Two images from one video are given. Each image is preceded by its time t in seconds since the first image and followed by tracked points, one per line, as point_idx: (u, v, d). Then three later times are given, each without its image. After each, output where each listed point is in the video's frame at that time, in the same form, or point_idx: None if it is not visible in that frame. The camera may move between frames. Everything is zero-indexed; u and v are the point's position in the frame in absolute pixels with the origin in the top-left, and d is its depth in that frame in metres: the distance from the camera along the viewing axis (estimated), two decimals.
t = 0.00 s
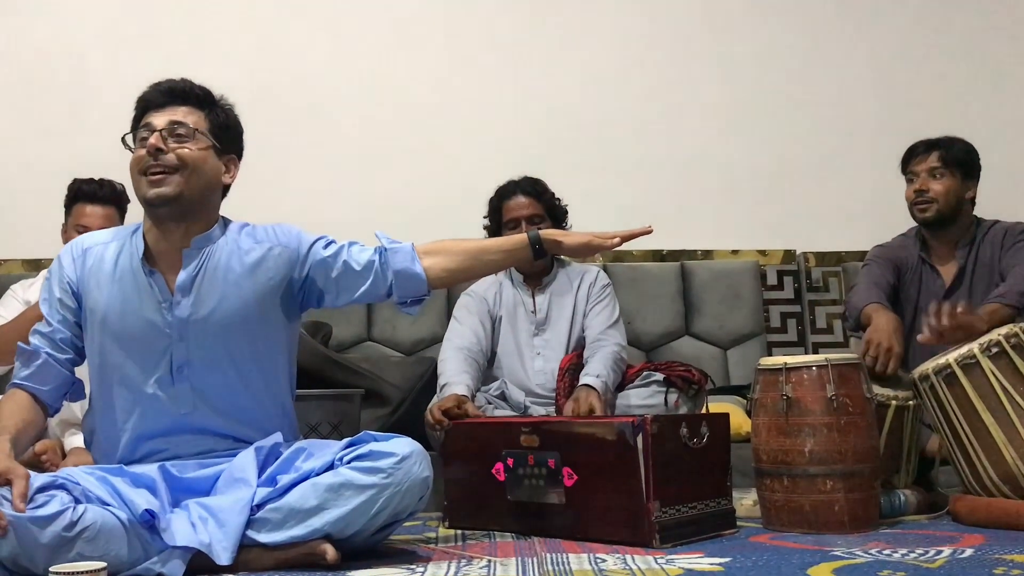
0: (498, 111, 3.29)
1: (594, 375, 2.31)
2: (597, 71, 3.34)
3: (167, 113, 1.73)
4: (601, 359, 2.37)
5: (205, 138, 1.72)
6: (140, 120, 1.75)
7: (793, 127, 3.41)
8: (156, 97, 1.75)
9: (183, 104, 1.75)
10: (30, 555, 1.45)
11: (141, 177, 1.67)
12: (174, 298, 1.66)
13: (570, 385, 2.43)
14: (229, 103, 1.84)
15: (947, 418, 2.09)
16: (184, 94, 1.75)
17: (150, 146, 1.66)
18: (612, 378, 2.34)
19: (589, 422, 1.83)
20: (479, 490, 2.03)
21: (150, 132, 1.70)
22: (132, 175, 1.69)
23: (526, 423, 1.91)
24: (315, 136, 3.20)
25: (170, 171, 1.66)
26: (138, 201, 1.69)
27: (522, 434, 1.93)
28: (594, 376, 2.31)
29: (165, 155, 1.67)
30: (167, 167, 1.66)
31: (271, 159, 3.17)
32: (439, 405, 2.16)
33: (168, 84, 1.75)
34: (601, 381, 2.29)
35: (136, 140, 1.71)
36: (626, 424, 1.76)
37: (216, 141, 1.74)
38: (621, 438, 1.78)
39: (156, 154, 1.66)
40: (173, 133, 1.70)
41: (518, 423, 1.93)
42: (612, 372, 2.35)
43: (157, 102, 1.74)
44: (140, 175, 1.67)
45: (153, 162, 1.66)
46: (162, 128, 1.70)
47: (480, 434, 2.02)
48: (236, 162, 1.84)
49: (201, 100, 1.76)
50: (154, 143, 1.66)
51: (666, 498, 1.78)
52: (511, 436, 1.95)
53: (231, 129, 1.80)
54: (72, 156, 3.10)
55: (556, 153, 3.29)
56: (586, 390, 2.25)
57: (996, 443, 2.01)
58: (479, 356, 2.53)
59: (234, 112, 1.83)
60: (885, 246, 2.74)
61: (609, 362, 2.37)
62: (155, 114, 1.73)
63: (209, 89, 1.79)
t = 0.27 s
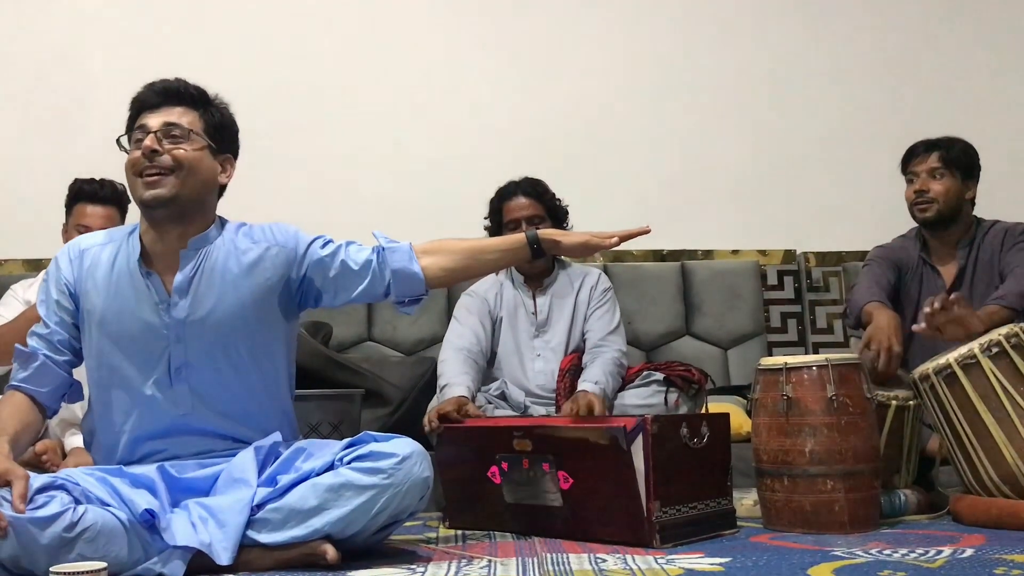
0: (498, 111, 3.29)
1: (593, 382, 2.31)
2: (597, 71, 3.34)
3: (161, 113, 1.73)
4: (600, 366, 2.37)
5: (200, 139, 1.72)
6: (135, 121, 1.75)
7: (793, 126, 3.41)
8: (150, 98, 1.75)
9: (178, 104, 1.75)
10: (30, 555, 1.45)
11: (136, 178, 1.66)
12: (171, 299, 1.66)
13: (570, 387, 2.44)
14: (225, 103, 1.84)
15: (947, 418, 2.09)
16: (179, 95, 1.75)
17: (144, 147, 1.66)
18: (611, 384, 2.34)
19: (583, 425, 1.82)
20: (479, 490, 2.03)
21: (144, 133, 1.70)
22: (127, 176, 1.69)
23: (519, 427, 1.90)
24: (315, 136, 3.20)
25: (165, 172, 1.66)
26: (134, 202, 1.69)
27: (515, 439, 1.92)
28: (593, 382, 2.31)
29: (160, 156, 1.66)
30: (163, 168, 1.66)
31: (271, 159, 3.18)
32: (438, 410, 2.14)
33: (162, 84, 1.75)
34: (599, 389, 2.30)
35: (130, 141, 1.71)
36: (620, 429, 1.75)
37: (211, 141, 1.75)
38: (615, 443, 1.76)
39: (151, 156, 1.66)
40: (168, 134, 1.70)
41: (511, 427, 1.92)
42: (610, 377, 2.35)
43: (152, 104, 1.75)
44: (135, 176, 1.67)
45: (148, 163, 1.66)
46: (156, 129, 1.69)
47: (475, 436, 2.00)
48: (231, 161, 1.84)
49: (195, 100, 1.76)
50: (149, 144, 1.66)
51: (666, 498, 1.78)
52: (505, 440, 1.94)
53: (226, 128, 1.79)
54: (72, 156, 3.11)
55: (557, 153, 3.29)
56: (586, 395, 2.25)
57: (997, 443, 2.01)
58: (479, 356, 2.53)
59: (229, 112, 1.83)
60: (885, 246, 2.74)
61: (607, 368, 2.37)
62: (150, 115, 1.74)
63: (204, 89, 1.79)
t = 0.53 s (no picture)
0: (498, 111, 3.29)
1: (592, 379, 2.32)
2: (596, 71, 3.34)
3: (157, 113, 1.73)
4: (600, 363, 2.38)
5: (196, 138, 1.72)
6: (131, 121, 1.75)
7: (793, 126, 3.41)
8: (147, 97, 1.75)
9: (174, 104, 1.75)
10: (30, 555, 1.45)
11: (133, 178, 1.66)
12: (169, 299, 1.66)
13: (570, 385, 2.44)
14: (221, 101, 1.84)
15: (947, 417, 2.09)
16: (175, 94, 1.75)
17: (141, 147, 1.66)
18: (610, 381, 2.34)
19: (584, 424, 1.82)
20: (479, 490, 2.03)
21: (141, 133, 1.70)
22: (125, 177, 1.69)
23: (518, 427, 1.90)
24: (315, 136, 3.20)
25: (162, 172, 1.66)
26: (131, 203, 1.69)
27: (514, 438, 1.92)
28: (593, 379, 2.32)
29: (157, 156, 1.67)
30: (160, 168, 1.66)
31: (270, 159, 3.17)
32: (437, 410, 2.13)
33: (158, 83, 1.75)
34: (599, 385, 2.30)
35: (127, 141, 1.71)
36: (619, 428, 1.76)
37: (208, 140, 1.75)
38: (614, 442, 1.77)
39: (148, 156, 1.66)
40: (164, 133, 1.69)
41: (510, 426, 1.92)
42: (610, 374, 2.35)
43: (148, 103, 1.75)
44: (132, 176, 1.67)
45: (145, 163, 1.66)
46: (152, 129, 1.69)
47: (475, 437, 2.00)
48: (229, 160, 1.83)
49: (191, 99, 1.76)
50: (145, 144, 1.66)
51: (666, 498, 1.78)
52: (505, 440, 1.94)
53: (222, 126, 1.79)
54: (72, 156, 3.11)
55: (557, 153, 3.29)
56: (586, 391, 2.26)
57: (997, 442, 2.01)
58: (479, 356, 2.53)
59: (225, 110, 1.82)
60: (884, 247, 2.74)
61: (608, 365, 2.37)
62: (146, 115, 1.73)
63: (199, 87, 1.79)
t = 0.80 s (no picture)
0: (498, 110, 3.29)
1: (590, 381, 2.31)
2: (596, 71, 3.34)
3: (155, 113, 1.72)
4: (598, 364, 2.37)
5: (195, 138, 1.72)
6: (128, 121, 1.74)
7: (793, 126, 3.41)
8: (144, 97, 1.74)
9: (172, 104, 1.74)
10: (29, 554, 1.45)
11: (131, 179, 1.66)
12: (168, 297, 1.66)
13: (569, 386, 2.44)
14: (218, 100, 1.83)
15: (946, 417, 2.09)
16: (172, 94, 1.74)
17: (139, 148, 1.65)
18: (609, 382, 2.34)
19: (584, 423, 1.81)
20: (478, 489, 2.03)
21: (139, 133, 1.69)
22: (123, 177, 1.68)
23: (519, 425, 1.90)
24: (314, 135, 3.20)
25: (160, 173, 1.65)
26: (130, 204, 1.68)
27: (515, 436, 1.91)
28: (591, 382, 2.31)
29: (155, 157, 1.66)
30: (157, 168, 1.65)
31: (270, 158, 3.17)
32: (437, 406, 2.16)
33: (156, 83, 1.75)
34: (597, 388, 2.29)
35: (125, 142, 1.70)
36: (619, 427, 1.75)
37: (206, 140, 1.74)
38: (615, 441, 1.77)
39: (146, 157, 1.65)
40: (162, 134, 1.69)
41: (510, 425, 1.91)
42: (609, 377, 2.35)
43: (145, 104, 1.74)
44: (130, 177, 1.66)
45: (143, 164, 1.65)
46: (150, 130, 1.69)
47: (475, 436, 1.99)
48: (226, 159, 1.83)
49: (189, 99, 1.76)
50: (144, 145, 1.66)
51: (665, 497, 1.78)
52: (505, 438, 1.93)
53: (220, 125, 1.78)
54: (72, 155, 3.10)
55: (556, 153, 3.29)
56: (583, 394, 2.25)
57: (996, 441, 2.01)
58: (479, 355, 2.53)
59: (222, 109, 1.82)
60: (882, 246, 2.73)
61: (606, 368, 2.36)
62: (143, 115, 1.72)
63: (196, 86, 1.78)
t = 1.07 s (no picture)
0: (497, 110, 3.28)
1: (592, 382, 2.31)
2: (596, 70, 3.34)
3: (142, 116, 1.67)
4: (600, 366, 2.38)
5: (185, 142, 1.68)
6: (115, 125, 1.69)
7: (792, 125, 3.41)
8: (129, 99, 1.68)
9: (160, 104, 1.68)
10: (27, 552, 1.45)
11: (126, 191, 1.65)
12: (168, 294, 1.66)
13: (569, 387, 2.44)
14: (207, 89, 1.77)
15: (945, 416, 2.09)
16: (157, 94, 1.68)
17: (130, 160, 1.63)
18: (611, 385, 2.34)
19: (588, 421, 1.82)
20: (478, 488, 2.03)
21: (129, 141, 1.66)
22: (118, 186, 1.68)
23: (522, 422, 1.91)
24: (314, 135, 3.20)
25: (152, 185, 1.64)
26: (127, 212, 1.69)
27: (517, 434, 1.92)
28: (593, 383, 2.31)
29: (147, 169, 1.64)
30: (150, 180, 1.64)
31: (270, 158, 3.17)
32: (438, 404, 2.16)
33: (140, 82, 1.68)
34: (599, 390, 2.29)
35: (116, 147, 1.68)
36: (623, 424, 1.76)
37: (197, 141, 1.70)
38: (618, 438, 1.77)
39: (137, 169, 1.64)
40: (153, 141, 1.66)
41: (514, 423, 1.92)
42: (610, 378, 2.35)
43: (130, 105, 1.68)
44: (125, 189, 1.65)
45: (135, 176, 1.64)
46: (139, 137, 1.65)
47: (477, 433, 2.00)
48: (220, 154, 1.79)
49: (177, 98, 1.69)
50: (134, 157, 1.63)
51: (665, 496, 1.78)
52: (508, 436, 1.94)
53: (213, 121, 1.75)
54: (72, 154, 3.10)
55: (556, 153, 3.29)
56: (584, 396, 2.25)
57: (995, 440, 2.01)
58: (479, 354, 2.53)
59: (213, 101, 1.76)
60: (882, 246, 2.73)
61: (608, 370, 2.37)
62: (131, 120, 1.67)
63: (183, 80, 1.71)
